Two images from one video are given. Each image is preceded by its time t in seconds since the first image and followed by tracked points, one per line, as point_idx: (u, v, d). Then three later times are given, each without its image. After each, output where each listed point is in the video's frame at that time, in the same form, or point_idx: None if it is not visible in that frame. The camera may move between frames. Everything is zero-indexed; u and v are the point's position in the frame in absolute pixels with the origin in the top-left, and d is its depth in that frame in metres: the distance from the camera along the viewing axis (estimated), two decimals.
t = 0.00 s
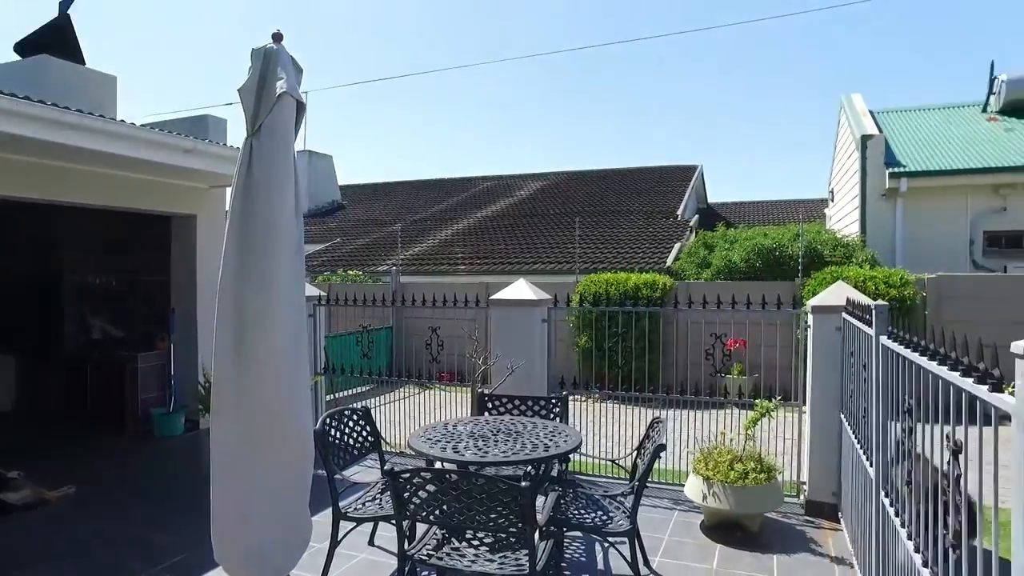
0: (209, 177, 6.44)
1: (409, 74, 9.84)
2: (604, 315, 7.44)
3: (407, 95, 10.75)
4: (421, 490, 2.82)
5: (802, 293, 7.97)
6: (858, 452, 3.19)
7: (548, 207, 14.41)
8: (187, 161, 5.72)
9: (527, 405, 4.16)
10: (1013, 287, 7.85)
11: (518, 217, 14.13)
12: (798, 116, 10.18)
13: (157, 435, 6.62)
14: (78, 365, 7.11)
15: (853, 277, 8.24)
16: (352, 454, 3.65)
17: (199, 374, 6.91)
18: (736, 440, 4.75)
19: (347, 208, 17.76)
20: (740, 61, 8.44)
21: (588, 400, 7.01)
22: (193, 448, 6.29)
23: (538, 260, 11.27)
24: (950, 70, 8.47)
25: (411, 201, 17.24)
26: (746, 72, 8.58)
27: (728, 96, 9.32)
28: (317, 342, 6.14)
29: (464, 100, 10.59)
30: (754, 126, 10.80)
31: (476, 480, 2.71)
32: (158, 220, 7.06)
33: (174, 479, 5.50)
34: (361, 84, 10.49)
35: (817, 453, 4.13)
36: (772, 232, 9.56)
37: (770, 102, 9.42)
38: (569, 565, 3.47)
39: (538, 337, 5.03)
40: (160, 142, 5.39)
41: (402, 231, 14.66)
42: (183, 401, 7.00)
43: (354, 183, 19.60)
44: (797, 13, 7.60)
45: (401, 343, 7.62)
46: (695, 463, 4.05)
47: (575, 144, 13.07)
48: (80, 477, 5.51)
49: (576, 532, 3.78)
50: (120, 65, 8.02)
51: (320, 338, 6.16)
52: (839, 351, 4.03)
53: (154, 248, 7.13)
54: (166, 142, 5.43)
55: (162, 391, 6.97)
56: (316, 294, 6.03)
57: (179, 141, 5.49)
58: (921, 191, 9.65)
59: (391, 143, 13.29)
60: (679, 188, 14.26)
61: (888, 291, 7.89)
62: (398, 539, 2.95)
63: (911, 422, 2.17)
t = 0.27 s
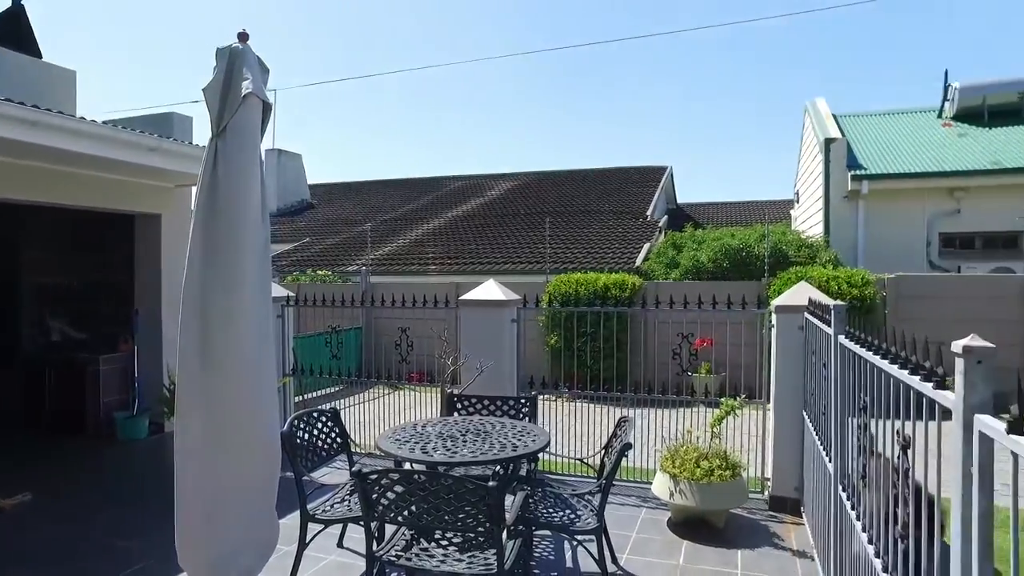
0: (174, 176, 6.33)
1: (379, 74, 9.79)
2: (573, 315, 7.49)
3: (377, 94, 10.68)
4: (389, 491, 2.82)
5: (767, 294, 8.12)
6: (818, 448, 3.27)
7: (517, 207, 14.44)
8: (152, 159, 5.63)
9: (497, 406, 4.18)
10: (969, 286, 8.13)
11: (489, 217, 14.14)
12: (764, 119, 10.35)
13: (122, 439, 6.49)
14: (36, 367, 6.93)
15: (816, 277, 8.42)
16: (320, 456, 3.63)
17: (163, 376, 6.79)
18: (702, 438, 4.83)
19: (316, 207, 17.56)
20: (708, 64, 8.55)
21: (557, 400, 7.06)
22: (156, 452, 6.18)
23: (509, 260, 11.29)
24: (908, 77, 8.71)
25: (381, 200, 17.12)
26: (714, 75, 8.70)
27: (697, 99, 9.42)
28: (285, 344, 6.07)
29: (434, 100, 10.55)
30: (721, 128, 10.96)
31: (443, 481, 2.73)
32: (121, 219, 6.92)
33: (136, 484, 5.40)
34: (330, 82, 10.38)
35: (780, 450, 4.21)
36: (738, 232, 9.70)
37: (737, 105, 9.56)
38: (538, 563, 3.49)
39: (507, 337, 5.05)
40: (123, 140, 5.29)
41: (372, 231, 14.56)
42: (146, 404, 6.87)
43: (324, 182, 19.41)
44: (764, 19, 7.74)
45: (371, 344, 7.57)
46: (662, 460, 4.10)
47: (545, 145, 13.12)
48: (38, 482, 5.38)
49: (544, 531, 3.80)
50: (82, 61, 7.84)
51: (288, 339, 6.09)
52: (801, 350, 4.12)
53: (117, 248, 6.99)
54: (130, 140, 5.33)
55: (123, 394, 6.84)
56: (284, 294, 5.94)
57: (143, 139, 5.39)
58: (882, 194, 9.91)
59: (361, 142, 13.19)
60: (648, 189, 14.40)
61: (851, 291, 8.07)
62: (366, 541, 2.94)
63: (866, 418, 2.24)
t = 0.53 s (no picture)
0: (129, 175, 6.19)
1: (341, 74, 9.71)
2: (535, 316, 7.53)
3: (340, 93, 10.58)
4: (349, 495, 2.81)
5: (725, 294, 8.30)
6: (771, 445, 3.37)
7: (481, 208, 14.45)
8: (106, 158, 5.50)
9: (459, 407, 4.19)
10: (917, 285, 8.43)
11: (452, 218, 14.12)
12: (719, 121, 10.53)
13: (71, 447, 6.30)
14: None
15: (772, 277, 8.63)
16: (280, 460, 3.59)
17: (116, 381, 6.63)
18: (661, 437, 4.92)
19: (277, 206, 17.31)
20: (669, 69, 8.69)
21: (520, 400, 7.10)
22: (110, 459, 6.02)
23: (472, 261, 11.30)
24: (860, 86, 8.99)
25: (343, 200, 16.94)
26: (675, 80, 8.85)
27: (658, 102, 9.56)
28: (244, 347, 5.97)
29: (398, 101, 10.49)
30: (681, 131, 11.14)
31: (403, 484, 2.74)
32: (72, 219, 6.73)
33: (89, 492, 5.26)
34: (292, 81, 10.25)
35: (736, 447, 4.31)
36: (698, 233, 9.86)
37: (697, 109, 9.72)
38: (499, 564, 3.51)
39: (468, 338, 5.07)
40: (77, 139, 5.16)
41: (333, 231, 14.41)
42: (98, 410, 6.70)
43: (284, 181, 19.12)
44: (720, 24, 7.94)
45: (332, 346, 7.50)
46: (622, 459, 4.15)
47: (508, 146, 13.16)
48: None
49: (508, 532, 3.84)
50: (31, 56, 7.61)
51: (248, 342, 6.00)
52: (756, 350, 4.23)
53: (68, 249, 6.80)
54: (83, 138, 5.20)
55: (74, 399, 6.67)
56: (243, 297, 5.84)
57: (97, 138, 5.26)
58: (835, 197, 10.21)
59: (323, 141, 13.05)
60: (611, 189, 14.55)
61: (805, 291, 8.34)
62: (327, 545, 2.93)
63: (814, 417, 2.32)
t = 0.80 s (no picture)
0: (80, 174, 6.02)
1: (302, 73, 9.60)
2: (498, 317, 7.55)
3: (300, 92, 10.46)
4: (309, 500, 2.80)
5: (685, 294, 8.45)
6: (727, 443, 3.46)
7: (444, 208, 14.41)
8: (56, 157, 5.35)
9: (420, 409, 4.20)
10: (869, 285, 8.69)
11: (415, 218, 14.05)
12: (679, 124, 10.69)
13: (15, 455, 6.05)
14: None
15: (730, 278, 8.80)
16: (239, 465, 3.55)
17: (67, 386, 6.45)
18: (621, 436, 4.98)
19: (236, 205, 17.00)
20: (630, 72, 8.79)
21: (483, 401, 7.11)
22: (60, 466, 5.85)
23: (435, 261, 11.26)
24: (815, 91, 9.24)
25: (304, 199, 16.73)
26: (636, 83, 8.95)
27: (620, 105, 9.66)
28: (202, 350, 5.87)
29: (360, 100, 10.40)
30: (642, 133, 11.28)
31: (362, 488, 2.73)
32: (19, 219, 6.53)
33: (38, 501, 5.11)
34: (252, 79, 10.09)
35: (694, 446, 4.40)
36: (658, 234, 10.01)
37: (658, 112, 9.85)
38: (461, 565, 3.53)
39: (429, 340, 5.07)
40: (25, 137, 5.02)
41: (294, 231, 14.22)
42: (48, 416, 6.51)
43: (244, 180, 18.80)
44: (679, 29, 8.06)
45: (293, 348, 7.41)
46: (583, 459, 4.19)
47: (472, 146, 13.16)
48: None
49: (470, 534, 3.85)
50: None
51: (206, 345, 5.89)
52: (712, 350, 4.32)
53: (14, 250, 6.58)
54: (32, 136, 5.06)
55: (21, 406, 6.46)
56: (201, 299, 5.73)
57: (47, 136, 5.12)
58: (791, 199, 10.47)
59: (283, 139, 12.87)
60: (574, 190, 14.64)
61: (763, 291, 8.55)
62: (287, 551, 2.91)
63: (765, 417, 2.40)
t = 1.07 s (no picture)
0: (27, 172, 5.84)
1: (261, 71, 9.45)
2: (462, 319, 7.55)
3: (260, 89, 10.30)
4: (268, 505, 2.76)
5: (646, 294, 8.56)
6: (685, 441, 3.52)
7: (407, 208, 14.33)
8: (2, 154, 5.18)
9: (382, 411, 4.18)
10: (824, 285, 8.92)
11: (377, 218, 13.94)
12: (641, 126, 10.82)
13: None
14: None
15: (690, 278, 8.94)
16: (196, 471, 3.49)
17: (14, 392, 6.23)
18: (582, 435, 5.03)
19: (193, 204, 16.64)
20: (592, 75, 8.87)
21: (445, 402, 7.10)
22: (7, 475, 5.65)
23: (398, 261, 11.19)
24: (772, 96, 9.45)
25: (264, 198, 16.46)
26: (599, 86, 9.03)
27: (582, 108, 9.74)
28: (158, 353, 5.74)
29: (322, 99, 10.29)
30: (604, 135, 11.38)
31: (322, 492, 2.71)
32: None
33: None
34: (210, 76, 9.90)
35: (654, 444, 4.46)
36: (620, 235, 10.12)
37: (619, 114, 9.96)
38: (424, 567, 3.53)
39: (391, 342, 5.05)
40: None
41: (254, 231, 13.98)
42: None
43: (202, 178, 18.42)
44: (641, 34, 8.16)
45: (252, 350, 7.29)
46: (545, 459, 4.22)
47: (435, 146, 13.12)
48: None
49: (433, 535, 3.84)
50: None
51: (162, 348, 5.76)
52: (671, 349, 4.39)
53: None
54: None
55: None
56: (157, 301, 5.61)
57: None
58: (749, 201, 10.68)
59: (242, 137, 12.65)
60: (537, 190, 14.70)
61: (722, 291, 8.71)
62: (246, 557, 2.87)
63: (721, 416, 2.45)
